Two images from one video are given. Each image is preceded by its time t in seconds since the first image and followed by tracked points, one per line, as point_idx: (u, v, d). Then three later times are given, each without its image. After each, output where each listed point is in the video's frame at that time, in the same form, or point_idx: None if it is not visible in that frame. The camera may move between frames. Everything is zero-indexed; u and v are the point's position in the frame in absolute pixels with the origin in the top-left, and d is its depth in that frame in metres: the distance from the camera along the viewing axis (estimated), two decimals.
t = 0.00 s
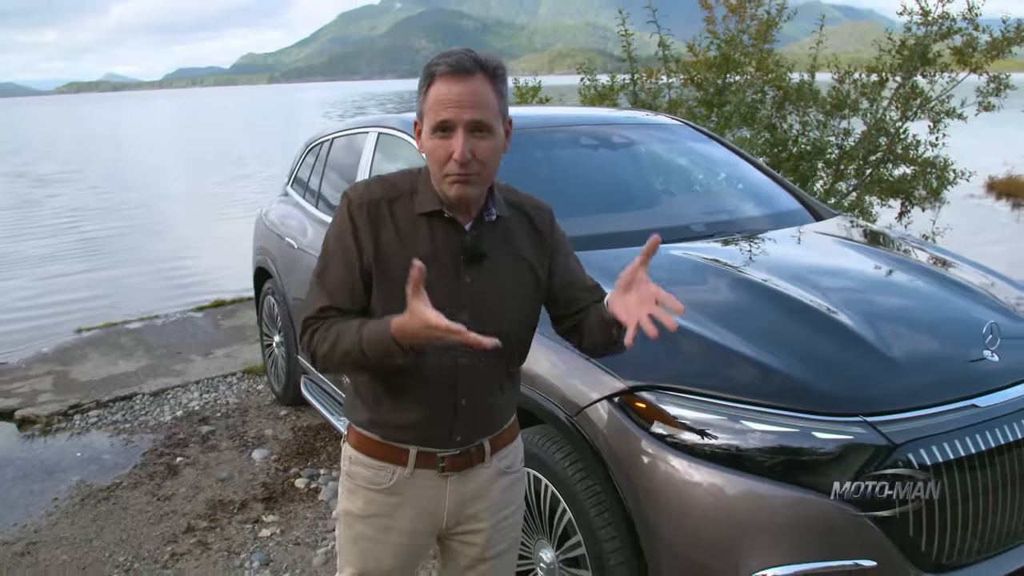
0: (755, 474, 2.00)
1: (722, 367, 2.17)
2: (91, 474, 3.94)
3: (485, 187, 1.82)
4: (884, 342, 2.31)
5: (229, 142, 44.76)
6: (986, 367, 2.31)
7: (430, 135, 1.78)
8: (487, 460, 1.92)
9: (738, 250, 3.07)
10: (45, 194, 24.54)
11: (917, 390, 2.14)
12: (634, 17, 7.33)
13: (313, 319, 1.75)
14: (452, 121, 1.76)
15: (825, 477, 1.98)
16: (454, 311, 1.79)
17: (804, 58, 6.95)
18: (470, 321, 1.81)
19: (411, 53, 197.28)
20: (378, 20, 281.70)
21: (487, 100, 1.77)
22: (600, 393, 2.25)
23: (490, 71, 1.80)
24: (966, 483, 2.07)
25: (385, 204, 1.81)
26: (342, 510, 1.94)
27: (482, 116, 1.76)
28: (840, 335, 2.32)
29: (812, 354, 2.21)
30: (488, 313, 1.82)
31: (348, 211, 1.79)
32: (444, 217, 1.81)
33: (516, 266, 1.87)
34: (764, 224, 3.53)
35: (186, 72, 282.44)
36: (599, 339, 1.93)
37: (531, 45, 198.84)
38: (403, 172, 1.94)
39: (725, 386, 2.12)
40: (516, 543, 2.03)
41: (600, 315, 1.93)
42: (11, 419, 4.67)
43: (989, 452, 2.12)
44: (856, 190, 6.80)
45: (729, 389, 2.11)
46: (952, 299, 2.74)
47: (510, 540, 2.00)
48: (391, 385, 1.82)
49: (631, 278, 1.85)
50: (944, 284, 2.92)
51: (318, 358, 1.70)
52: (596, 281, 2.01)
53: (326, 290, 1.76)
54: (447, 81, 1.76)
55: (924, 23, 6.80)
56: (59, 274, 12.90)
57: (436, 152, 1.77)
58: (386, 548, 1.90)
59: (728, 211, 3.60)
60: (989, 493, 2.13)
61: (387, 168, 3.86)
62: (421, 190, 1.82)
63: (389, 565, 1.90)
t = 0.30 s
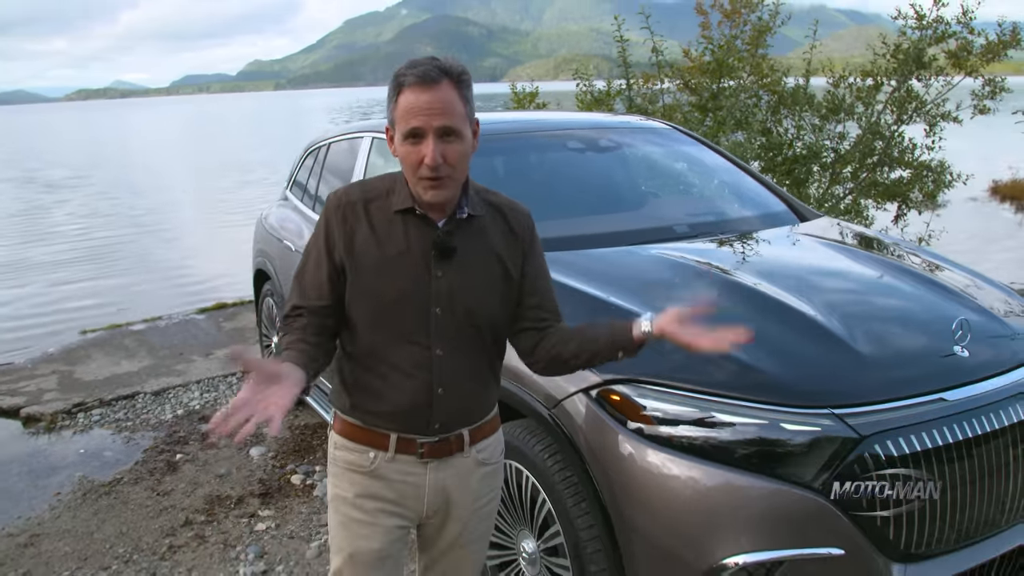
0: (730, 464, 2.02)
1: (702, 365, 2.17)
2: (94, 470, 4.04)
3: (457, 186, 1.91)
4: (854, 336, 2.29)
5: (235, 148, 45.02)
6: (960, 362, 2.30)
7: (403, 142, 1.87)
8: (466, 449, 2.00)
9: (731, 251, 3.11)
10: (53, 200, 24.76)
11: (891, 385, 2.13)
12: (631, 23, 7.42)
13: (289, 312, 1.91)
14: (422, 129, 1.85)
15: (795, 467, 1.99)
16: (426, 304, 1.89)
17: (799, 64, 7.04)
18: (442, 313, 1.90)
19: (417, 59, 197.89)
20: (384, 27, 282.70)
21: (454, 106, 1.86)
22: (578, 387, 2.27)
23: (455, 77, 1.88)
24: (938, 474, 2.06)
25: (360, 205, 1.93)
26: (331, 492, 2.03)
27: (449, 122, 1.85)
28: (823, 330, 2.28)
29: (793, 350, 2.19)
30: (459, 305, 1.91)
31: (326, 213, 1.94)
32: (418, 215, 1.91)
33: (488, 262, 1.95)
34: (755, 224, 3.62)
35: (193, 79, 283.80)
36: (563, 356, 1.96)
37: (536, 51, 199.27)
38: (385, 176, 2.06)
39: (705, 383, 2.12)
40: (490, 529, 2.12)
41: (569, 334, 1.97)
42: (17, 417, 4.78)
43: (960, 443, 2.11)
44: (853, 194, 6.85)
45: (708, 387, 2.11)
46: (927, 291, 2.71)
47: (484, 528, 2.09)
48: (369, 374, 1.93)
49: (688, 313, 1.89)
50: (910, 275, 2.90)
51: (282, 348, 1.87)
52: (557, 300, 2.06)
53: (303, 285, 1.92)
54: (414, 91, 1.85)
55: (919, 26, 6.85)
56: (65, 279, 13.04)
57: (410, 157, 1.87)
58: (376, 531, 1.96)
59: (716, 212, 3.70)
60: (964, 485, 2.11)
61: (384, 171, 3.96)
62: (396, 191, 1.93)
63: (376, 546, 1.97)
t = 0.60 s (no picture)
0: (708, 458, 2.08)
1: (685, 363, 2.24)
2: (97, 468, 4.12)
3: (434, 189, 1.99)
4: (836, 336, 2.36)
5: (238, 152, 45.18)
6: (935, 361, 2.35)
7: (383, 142, 1.96)
8: (442, 448, 2.07)
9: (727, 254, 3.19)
10: (59, 204, 24.92)
11: (866, 382, 2.19)
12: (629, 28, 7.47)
13: (270, 314, 2.01)
14: (401, 129, 1.94)
15: (771, 462, 2.06)
16: (400, 305, 1.97)
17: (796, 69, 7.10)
18: (415, 314, 1.98)
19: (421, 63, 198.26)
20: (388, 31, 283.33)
21: (433, 109, 1.95)
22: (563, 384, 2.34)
23: (435, 82, 1.98)
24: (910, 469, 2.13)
25: (339, 210, 2.03)
26: (313, 488, 2.10)
27: (427, 123, 1.94)
28: (805, 330, 2.36)
29: (774, 349, 2.27)
30: (433, 306, 1.99)
31: (306, 219, 2.03)
32: (393, 219, 2.00)
33: (460, 267, 2.03)
34: (746, 227, 3.70)
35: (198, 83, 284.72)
36: (528, 367, 2.10)
37: (540, 55, 199.48)
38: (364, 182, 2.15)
39: (687, 380, 2.19)
40: (465, 528, 2.19)
41: (536, 347, 2.11)
42: (22, 417, 4.86)
43: (932, 440, 2.17)
44: (848, 199, 6.93)
45: (689, 384, 2.18)
46: (906, 293, 2.77)
47: (460, 524, 2.16)
48: (345, 374, 2.01)
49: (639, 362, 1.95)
50: (891, 277, 2.96)
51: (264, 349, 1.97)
52: (530, 306, 2.19)
53: (283, 289, 2.02)
54: (396, 92, 1.95)
55: (915, 31, 6.90)
56: (69, 282, 13.14)
57: (388, 157, 1.95)
58: (356, 525, 2.03)
59: (707, 216, 3.77)
60: (937, 480, 2.17)
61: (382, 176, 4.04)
62: (374, 196, 2.02)
63: (357, 541, 2.03)
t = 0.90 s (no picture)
0: (700, 459, 2.14)
1: (677, 365, 2.30)
2: (99, 470, 4.17)
3: (411, 199, 2.04)
4: (824, 339, 2.42)
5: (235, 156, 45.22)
6: (920, 363, 2.42)
7: (361, 153, 2.01)
8: (422, 455, 2.12)
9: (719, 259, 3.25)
10: (55, 208, 24.91)
11: (853, 383, 2.26)
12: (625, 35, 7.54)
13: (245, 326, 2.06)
14: (379, 140, 1.98)
15: (760, 460, 2.12)
16: (378, 316, 2.02)
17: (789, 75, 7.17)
18: (394, 324, 2.03)
19: (417, 67, 198.38)
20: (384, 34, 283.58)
21: (411, 120, 2.00)
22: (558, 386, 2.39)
23: (413, 94, 2.03)
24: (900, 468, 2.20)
25: (316, 221, 2.07)
26: (296, 500, 2.16)
27: (404, 134, 1.99)
28: (794, 333, 2.42)
29: (763, 351, 2.33)
30: (411, 317, 2.04)
31: (282, 230, 2.07)
32: (370, 230, 2.04)
33: (436, 277, 2.09)
34: (738, 232, 3.76)
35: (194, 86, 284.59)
36: (503, 372, 2.17)
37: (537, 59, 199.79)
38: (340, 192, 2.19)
39: (679, 381, 2.26)
40: (449, 532, 2.24)
41: (511, 352, 2.17)
42: (23, 419, 4.90)
43: (922, 439, 2.25)
44: (840, 204, 6.99)
45: (682, 385, 2.25)
46: (893, 297, 2.84)
47: (445, 530, 2.21)
48: (326, 384, 2.06)
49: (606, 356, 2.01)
50: (880, 281, 3.03)
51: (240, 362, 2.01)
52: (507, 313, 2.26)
53: (260, 301, 2.06)
54: (374, 104, 1.99)
55: (907, 39, 6.98)
56: (66, 286, 13.16)
57: (366, 168, 1.99)
58: (338, 537, 2.11)
59: (700, 221, 3.84)
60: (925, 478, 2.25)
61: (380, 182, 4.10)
62: (351, 206, 2.06)
63: (338, 551, 2.11)
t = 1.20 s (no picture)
0: (704, 455, 2.19)
1: (677, 363, 2.36)
2: (98, 474, 4.18)
3: (385, 206, 2.06)
4: (820, 339, 2.49)
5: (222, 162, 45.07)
6: (914, 362, 2.49)
7: (336, 160, 2.02)
8: (407, 459, 2.11)
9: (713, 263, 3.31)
10: (42, 214, 24.77)
11: (850, 381, 2.32)
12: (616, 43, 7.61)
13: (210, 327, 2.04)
14: (356, 148, 2.01)
15: (761, 457, 2.18)
16: (356, 322, 2.02)
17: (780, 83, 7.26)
18: (373, 329, 2.03)
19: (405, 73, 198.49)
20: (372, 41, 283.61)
21: (388, 130, 2.04)
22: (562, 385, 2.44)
23: (391, 104, 2.07)
24: (897, 467, 2.27)
25: (291, 228, 2.06)
26: (286, 506, 2.17)
27: (381, 144, 2.03)
28: (791, 334, 2.48)
29: (761, 351, 2.39)
30: (390, 321, 2.04)
31: (256, 238, 2.07)
32: (346, 236, 2.05)
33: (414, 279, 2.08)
34: (733, 237, 3.83)
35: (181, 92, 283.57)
36: (484, 374, 2.11)
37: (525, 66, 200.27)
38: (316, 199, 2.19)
39: (679, 379, 2.31)
40: (442, 536, 2.23)
41: (492, 352, 2.12)
42: (19, 424, 4.90)
43: (918, 436, 2.32)
44: (830, 210, 7.09)
45: (682, 384, 2.30)
46: (885, 299, 2.91)
47: (437, 533, 2.20)
48: (309, 390, 2.07)
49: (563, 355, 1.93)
50: (872, 284, 3.10)
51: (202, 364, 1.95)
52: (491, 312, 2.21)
53: (235, 310, 2.05)
54: (353, 112, 2.02)
55: (894, 48, 7.09)
56: (55, 293, 13.10)
57: (343, 175, 2.02)
58: (329, 542, 2.11)
59: (695, 226, 3.90)
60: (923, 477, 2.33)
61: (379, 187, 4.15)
62: (326, 213, 2.06)
63: (330, 556, 2.12)
